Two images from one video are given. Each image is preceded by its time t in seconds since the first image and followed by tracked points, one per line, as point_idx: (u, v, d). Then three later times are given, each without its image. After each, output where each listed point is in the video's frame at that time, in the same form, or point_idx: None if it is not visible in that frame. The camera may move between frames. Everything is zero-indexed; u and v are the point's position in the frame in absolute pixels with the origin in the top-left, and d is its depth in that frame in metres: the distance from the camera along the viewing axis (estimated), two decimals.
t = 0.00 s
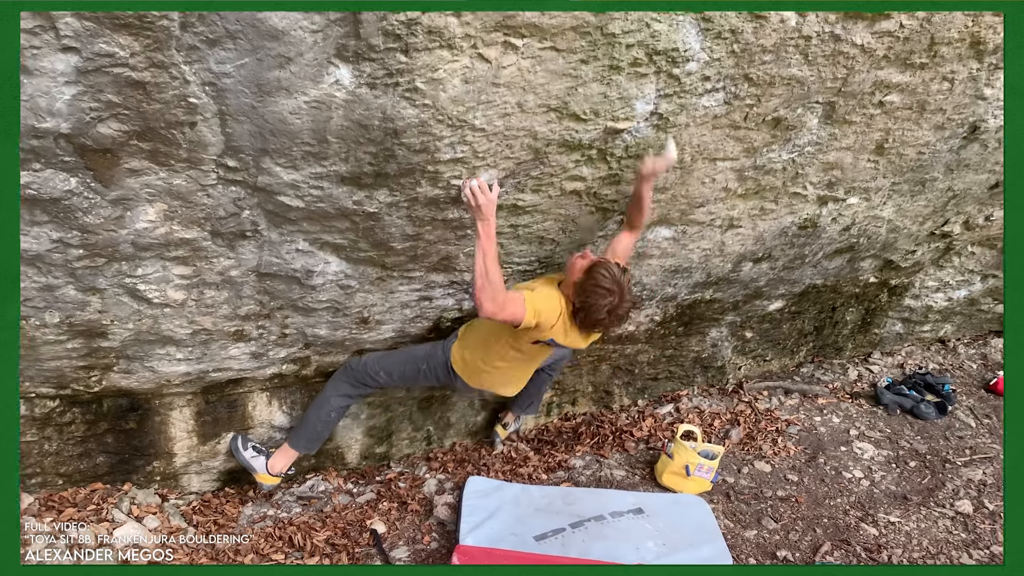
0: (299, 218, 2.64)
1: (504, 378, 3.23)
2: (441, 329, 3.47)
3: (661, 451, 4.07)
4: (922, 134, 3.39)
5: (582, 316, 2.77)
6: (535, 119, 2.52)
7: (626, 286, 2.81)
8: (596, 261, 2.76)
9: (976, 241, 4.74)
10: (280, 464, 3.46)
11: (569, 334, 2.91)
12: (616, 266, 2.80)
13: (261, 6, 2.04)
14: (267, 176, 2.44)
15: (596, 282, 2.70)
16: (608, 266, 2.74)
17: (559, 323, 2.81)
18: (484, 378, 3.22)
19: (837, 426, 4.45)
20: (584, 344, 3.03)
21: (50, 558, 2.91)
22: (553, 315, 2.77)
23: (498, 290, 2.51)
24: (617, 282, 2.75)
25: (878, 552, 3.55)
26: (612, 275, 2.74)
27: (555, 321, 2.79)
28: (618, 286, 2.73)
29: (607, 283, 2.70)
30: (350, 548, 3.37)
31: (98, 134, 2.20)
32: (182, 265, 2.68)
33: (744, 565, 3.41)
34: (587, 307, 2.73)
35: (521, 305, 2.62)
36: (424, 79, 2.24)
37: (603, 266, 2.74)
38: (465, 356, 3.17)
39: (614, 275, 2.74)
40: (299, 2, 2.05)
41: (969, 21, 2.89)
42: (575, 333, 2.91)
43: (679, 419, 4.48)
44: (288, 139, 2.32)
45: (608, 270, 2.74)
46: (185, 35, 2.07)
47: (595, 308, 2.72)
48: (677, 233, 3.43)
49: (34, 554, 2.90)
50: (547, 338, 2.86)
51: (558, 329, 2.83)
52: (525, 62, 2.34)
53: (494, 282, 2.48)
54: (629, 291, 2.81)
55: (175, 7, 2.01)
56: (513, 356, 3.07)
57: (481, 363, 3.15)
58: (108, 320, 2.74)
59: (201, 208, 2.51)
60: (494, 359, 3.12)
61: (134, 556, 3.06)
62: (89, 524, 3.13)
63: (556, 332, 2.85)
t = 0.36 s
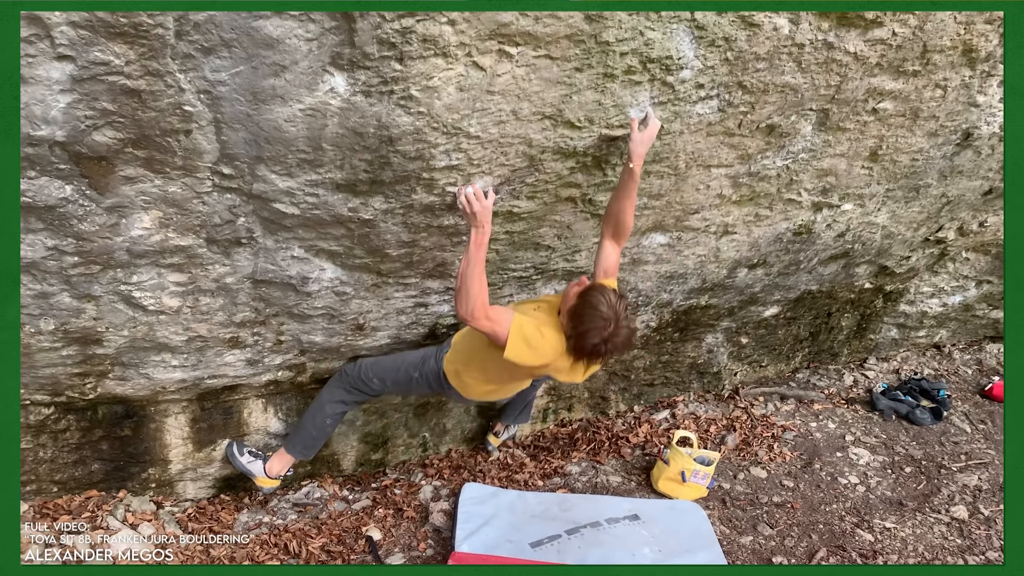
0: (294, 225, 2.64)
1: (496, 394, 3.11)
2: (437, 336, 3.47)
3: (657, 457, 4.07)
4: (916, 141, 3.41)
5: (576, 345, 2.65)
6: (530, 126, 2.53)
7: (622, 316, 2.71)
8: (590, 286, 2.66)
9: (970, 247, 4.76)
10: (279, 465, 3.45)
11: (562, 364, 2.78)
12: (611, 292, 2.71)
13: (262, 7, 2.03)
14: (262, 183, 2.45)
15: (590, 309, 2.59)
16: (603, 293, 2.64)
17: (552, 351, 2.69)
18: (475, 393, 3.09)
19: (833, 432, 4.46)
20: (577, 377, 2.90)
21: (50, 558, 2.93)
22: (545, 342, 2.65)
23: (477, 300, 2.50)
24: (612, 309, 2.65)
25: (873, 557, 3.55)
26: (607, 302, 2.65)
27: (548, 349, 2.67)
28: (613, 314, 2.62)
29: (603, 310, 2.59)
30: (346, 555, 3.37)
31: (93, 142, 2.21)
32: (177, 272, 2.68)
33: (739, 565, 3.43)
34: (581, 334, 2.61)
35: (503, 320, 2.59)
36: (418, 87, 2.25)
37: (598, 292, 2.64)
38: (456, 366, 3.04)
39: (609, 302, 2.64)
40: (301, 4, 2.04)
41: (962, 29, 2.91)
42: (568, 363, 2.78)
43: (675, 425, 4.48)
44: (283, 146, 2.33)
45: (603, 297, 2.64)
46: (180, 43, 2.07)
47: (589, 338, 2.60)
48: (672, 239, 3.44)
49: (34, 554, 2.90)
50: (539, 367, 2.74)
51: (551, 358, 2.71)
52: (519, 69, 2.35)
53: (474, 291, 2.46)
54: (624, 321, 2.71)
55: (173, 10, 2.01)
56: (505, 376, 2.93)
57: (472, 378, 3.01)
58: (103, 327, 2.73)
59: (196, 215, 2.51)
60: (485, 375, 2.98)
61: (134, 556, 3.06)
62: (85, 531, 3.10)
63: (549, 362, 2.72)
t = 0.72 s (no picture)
0: (293, 226, 2.65)
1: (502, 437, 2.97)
2: (435, 337, 3.47)
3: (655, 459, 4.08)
4: (913, 144, 3.42)
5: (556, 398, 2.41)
6: (528, 128, 2.53)
7: (612, 373, 2.42)
8: (578, 333, 2.44)
9: (968, 249, 4.78)
10: (275, 467, 3.43)
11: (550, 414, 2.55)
12: (602, 343, 2.46)
13: (261, 8, 2.04)
14: (260, 184, 2.45)
15: (571, 359, 2.37)
16: (591, 343, 2.40)
17: (536, 395, 2.49)
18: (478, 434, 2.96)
19: (830, 433, 4.46)
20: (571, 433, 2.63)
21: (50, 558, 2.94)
22: (527, 382, 2.47)
23: (475, 302, 2.60)
24: (599, 362, 2.39)
25: (871, 558, 3.56)
26: (594, 353, 2.40)
27: (529, 391, 2.48)
28: (598, 369, 2.36)
29: (586, 362, 2.35)
30: (343, 555, 3.37)
31: (92, 143, 2.21)
32: (175, 273, 2.68)
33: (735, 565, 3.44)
34: (560, 387, 2.36)
35: (496, 333, 2.60)
36: (416, 88, 2.26)
37: (585, 341, 2.41)
38: (461, 405, 2.95)
39: (596, 355, 2.38)
40: (298, 4, 2.05)
41: (959, 32, 2.91)
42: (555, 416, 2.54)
43: (673, 426, 4.49)
44: (281, 147, 2.33)
45: (591, 346, 2.40)
46: (179, 44, 2.08)
47: (568, 392, 2.34)
48: (670, 241, 3.45)
49: (34, 554, 2.93)
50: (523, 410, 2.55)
51: (534, 403, 2.51)
52: (517, 71, 2.35)
53: (472, 292, 2.58)
54: (615, 379, 2.41)
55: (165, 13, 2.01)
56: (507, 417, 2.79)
57: (476, 415, 2.90)
58: (101, 327, 2.73)
59: (194, 215, 2.52)
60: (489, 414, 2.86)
61: (135, 556, 3.07)
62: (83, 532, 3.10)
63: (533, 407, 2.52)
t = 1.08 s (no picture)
0: (290, 217, 2.67)
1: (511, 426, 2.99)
2: (433, 329, 3.49)
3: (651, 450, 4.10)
4: (909, 137, 3.43)
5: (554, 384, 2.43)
6: (524, 120, 2.55)
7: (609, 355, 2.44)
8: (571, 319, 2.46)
9: (965, 243, 4.79)
10: (276, 450, 3.46)
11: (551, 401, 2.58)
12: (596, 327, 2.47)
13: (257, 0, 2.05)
14: (257, 175, 2.47)
15: (564, 343, 2.40)
16: (584, 327, 2.42)
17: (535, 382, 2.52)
18: (487, 421, 2.99)
19: (826, 425, 4.49)
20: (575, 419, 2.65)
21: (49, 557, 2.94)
22: (525, 371, 2.50)
23: (472, 293, 2.59)
24: (593, 344, 2.40)
25: (864, 549, 3.58)
26: (587, 336, 2.42)
27: (528, 380, 2.51)
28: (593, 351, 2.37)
29: (578, 345, 2.37)
30: (341, 544, 3.40)
31: (90, 133, 2.23)
32: (174, 263, 2.70)
33: (731, 564, 3.43)
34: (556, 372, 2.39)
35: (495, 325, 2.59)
36: (412, 80, 2.27)
37: (578, 325, 2.43)
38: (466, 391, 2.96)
39: (591, 338, 2.40)
40: None
41: (954, 25, 2.92)
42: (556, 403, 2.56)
43: (670, 418, 4.51)
44: (278, 138, 2.35)
45: (584, 330, 2.42)
46: (175, 35, 2.09)
47: (563, 377, 2.36)
48: (667, 233, 3.46)
49: (33, 553, 2.92)
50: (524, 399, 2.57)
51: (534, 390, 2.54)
52: (512, 63, 2.37)
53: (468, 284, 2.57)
54: (612, 360, 2.42)
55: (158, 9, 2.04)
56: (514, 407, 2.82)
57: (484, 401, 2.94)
58: (101, 317, 2.76)
59: (192, 206, 2.53)
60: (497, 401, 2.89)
61: (134, 556, 3.07)
62: (82, 521, 3.14)
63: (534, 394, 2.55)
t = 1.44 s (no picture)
0: (292, 211, 2.68)
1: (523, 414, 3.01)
2: (436, 320, 3.51)
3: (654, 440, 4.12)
4: (912, 127, 3.41)
5: (548, 365, 2.46)
6: (524, 113, 2.55)
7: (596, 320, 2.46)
8: (552, 293, 2.51)
9: (969, 233, 4.78)
10: (282, 441, 3.52)
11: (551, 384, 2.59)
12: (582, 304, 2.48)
13: None
14: (259, 169, 2.48)
15: (549, 318, 2.43)
16: (565, 299, 2.46)
17: (530, 368, 2.54)
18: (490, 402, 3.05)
19: (829, 415, 4.50)
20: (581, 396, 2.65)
21: (50, 558, 2.98)
22: (519, 358, 2.54)
23: (470, 285, 2.57)
24: (578, 319, 2.42)
25: (865, 539, 3.60)
26: (574, 313, 2.44)
27: (524, 365, 2.54)
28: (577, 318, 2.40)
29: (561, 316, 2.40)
30: (345, 534, 3.44)
31: (92, 129, 2.24)
32: (177, 257, 2.72)
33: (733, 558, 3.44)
34: (547, 350, 2.41)
35: (491, 315, 2.62)
36: (413, 74, 2.27)
37: (564, 304, 2.45)
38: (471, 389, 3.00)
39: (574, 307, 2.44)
40: None
41: (957, 15, 2.90)
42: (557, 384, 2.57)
43: (672, 408, 4.53)
44: (279, 133, 2.35)
45: (570, 308, 2.44)
46: (176, 31, 2.10)
47: (554, 350, 2.39)
48: (669, 225, 3.46)
49: (34, 554, 2.96)
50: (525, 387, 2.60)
51: (531, 376, 2.56)
52: (513, 57, 2.36)
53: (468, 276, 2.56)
54: (600, 324, 2.44)
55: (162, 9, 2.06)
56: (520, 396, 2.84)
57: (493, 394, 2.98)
58: (106, 311, 2.78)
59: (195, 201, 2.55)
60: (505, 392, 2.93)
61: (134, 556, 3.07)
62: (88, 512, 3.19)
63: (532, 380, 2.57)
